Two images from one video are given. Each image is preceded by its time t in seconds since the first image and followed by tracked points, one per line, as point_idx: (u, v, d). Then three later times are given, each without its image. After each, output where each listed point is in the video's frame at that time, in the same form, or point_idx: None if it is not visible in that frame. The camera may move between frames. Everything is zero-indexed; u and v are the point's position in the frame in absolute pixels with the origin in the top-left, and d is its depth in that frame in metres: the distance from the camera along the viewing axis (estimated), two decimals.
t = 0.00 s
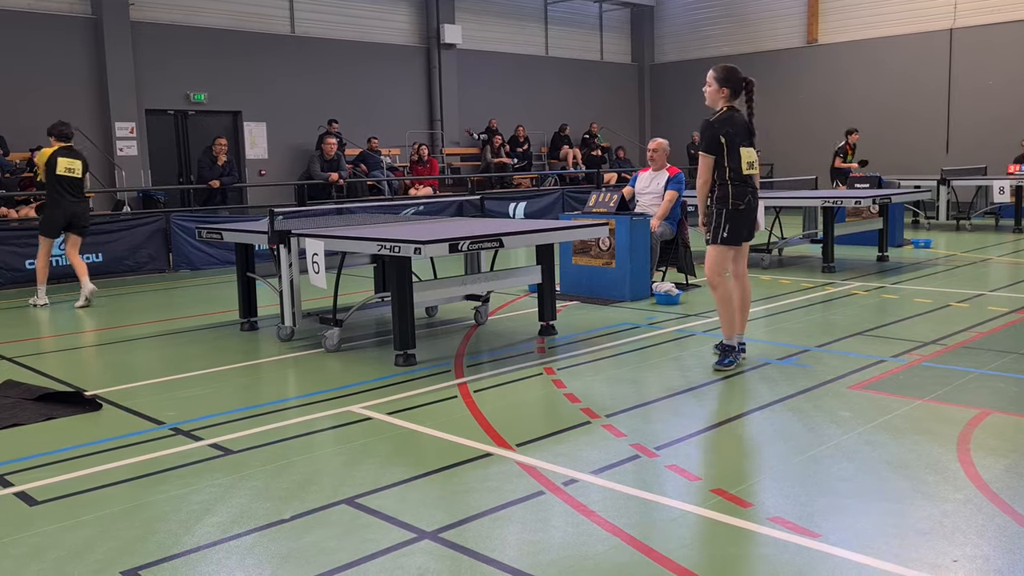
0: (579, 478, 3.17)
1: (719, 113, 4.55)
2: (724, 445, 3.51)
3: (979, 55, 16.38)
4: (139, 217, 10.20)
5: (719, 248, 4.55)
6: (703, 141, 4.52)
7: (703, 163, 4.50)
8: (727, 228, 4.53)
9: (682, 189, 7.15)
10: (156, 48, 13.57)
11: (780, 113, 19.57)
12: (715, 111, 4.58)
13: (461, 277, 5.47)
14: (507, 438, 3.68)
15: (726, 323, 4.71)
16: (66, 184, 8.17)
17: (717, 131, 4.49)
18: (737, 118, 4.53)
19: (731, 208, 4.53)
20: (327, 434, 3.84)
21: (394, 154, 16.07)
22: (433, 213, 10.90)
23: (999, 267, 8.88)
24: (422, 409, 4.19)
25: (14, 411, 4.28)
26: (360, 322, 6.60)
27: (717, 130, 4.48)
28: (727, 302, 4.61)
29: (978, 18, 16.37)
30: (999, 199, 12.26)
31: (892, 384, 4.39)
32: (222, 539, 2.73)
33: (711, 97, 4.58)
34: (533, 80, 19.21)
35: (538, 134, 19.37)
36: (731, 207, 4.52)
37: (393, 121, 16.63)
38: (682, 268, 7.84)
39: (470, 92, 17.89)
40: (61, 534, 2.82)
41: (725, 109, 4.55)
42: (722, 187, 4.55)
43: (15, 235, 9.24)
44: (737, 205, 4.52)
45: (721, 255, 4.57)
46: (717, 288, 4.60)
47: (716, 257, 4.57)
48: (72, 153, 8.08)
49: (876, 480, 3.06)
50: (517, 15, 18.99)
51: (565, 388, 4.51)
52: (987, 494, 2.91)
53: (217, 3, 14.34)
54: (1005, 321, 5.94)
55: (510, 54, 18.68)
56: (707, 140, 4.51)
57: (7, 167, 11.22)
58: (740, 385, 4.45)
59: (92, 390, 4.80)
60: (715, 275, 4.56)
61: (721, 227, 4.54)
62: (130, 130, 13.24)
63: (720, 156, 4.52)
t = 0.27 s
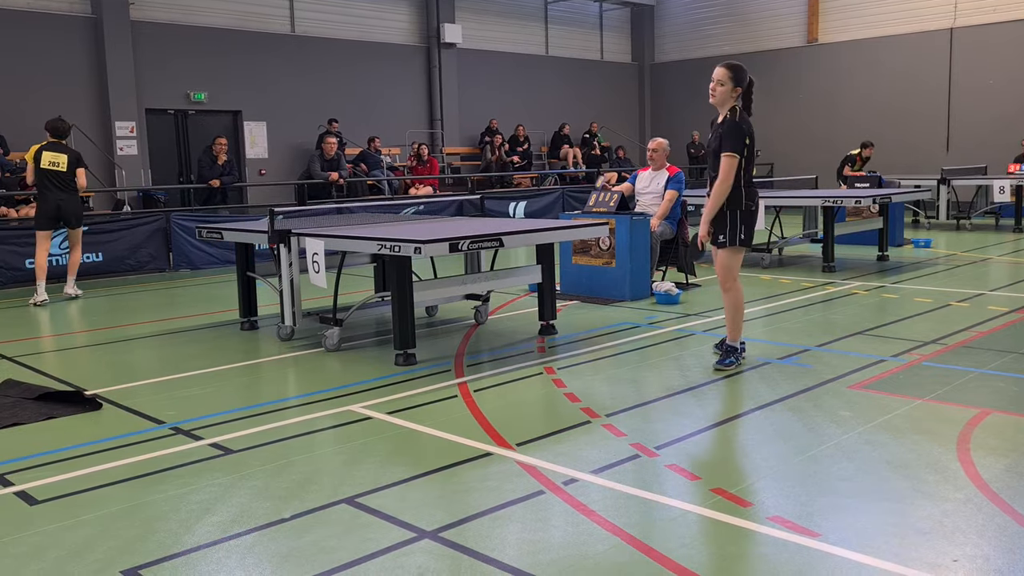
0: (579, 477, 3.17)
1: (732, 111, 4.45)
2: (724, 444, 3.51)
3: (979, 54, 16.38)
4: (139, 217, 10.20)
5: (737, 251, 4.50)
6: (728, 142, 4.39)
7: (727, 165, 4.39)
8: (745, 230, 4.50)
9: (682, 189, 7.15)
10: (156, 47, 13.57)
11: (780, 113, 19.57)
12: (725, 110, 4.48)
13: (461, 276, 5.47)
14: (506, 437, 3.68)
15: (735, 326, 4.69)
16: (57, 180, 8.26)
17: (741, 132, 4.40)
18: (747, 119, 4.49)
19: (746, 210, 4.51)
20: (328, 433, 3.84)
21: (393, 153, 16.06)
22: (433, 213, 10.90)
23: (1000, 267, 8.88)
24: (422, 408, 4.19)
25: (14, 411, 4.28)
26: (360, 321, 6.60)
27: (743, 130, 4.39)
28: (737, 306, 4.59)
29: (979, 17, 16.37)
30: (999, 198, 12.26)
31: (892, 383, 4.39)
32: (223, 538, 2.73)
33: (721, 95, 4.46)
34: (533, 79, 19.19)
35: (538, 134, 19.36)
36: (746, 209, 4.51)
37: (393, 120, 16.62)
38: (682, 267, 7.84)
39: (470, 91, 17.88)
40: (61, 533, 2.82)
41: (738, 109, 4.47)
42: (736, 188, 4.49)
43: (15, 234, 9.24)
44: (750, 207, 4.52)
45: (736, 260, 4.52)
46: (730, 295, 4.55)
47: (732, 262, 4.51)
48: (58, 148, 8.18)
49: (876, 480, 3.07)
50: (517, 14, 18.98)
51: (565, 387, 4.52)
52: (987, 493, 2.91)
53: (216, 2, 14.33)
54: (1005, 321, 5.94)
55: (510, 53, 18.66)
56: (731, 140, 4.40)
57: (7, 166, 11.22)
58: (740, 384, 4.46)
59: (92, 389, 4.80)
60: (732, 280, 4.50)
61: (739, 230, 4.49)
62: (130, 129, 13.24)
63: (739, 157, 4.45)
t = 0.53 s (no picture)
0: (579, 476, 3.17)
1: (744, 111, 4.33)
2: (724, 444, 3.51)
3: (979, 54, 16.39)
4: (139, 217, 10.20)
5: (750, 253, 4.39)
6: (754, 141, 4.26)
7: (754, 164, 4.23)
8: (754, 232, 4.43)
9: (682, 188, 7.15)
10: (156, 47, 13.57)
11: (780, 112, 19.57)
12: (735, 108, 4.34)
13: (461, 275, 5.47)
14: (507, 436, 3.69)
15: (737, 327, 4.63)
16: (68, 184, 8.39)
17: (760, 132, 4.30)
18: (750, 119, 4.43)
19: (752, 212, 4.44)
20: (328, 433, 3.84)
21: (394, 153, 16.06)
22: (433, 212, 10.90)
23: (1000, 266, 8.88)
24: (422, 408, 4.19)
25: (15, 410, 4.28)
26: (360, 321, 6.60)
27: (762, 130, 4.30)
28: (741, 309, 4.51)
29: (978, 17, 16.38)
30: (999, 198, 12.27)
31: (892, 382, 4.40)
32: (223, 538, 2.74)
33: (734, 92, 4.30)
34: (533, 78, 19.19)
35: (538, 133, 19.36)
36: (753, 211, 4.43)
37: (393, 120, 16.62)
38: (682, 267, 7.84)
39: (470, 91, 17.88)
40: (61, 532, 2.82)
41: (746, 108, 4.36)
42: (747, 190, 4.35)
43: (14, 234, 9.23)
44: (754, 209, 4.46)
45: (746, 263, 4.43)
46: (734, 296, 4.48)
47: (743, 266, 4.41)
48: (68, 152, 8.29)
49: (877, 479, 3.07)
50: (517, 14, 18.98)
51: (565, 386, 4.52)
52: (987, 492, 2.91)
53: (216, 2, 14.33)
54: (1005, 320, 5.95)
55: (510, 52, 18.66)
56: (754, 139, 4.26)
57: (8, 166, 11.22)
58: (740, 383, 4.46)
59: (92, 388, 4.80)
60: (739, 283, 4.40)
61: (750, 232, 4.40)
62: (130, 129, 13.23)
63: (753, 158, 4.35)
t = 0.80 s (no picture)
0: (579, 476, 3.18)
1: (743, 113, 4.25)
2: (724, 443, 3.51)
3: (979, 53, 16.38)
4: (139, 216, 10.20)
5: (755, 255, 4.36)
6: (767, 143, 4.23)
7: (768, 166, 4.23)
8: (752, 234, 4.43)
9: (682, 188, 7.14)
10: (156, 46, 13.57)
11: (780, 112, 19.57)
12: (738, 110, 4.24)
13: (461, 275, 5.47)
14: (507, 436, 3.69)
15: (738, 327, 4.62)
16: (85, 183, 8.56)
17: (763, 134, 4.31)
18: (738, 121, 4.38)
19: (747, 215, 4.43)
20: (328, 432, 3.84)
21: (394, 152, 16.06)
22: (433, 212, 10.90)
23: (1000, 266, 8.88)
24: (423, 407, 4.20)
25: (15, 410, 4.29)
26: (360, 320, 6.61)
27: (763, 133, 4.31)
28: (743, 308, 4.50)
29: (979, 17, 16.38)
30: (999, 198, 12.27)
31: (892, 382, 4.40)
32: (223, 537, 2.74)
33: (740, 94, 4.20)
34: (532, 78, 19.18)
35: (538, 133, 19.35)
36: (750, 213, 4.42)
37: (393, 119, 16.62)
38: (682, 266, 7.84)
39: (470, 90, 17.87)
40: (61, 532, 2.82)
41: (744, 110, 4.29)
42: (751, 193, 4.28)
43: (15, 233, 9.23)
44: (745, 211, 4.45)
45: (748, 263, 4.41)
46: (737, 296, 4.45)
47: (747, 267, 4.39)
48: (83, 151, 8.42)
49: (877, 479, 3.07)
50: (517, 13, 18.97)
51: (566, 386, 4.52)
52: (987, 492, 2.91)
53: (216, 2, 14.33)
54: (1006, 320, 5.95)
55: (510, 52, 18.64)
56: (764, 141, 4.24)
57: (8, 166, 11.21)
58: (739, 383, 4.47)
59: (92, 388, 4.81)
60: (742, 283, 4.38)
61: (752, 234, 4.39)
62: (131, 129, 13.24)
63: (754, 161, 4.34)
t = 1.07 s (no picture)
0: (579, 475, 3.18)
1: (732, 118, 4.06)
2: (725, 443, 3.51)
3: (979, 53, 16.39)
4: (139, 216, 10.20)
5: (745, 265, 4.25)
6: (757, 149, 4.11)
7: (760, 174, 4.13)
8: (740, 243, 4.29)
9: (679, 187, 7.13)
10: (156, 46, 13.57)
11: (780, 111, 19.58)
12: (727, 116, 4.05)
13: (461, 275, 5.47)
14: (507, 435, 3.69)
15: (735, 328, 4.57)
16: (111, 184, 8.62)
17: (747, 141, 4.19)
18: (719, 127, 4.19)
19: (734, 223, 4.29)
20: (328, 432, 3.84)
21: (393, 152, 16.06)
22: (433, 212, 10.90)
23: (1000, 265, 8.88)
24: (423, 407, 4.20)
25: (15, 409, 4.29)
26: (360, 320, 6.61)
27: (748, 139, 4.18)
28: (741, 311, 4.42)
29: (978, 17, 16.39)
30: (999, 197, 12.28)
31: (892, 381, 4.41)
32: (224, 537, 2.74)
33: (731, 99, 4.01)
34: (532, 77, 19.18)
35: (538, 132, 19.35)
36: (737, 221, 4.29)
37: (393, 119, 16.62)
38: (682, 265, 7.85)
39: (470, 90, 17.87)
40: (62, 532, 2.82)
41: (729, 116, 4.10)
42: (745, 199, 4.14)
43: (14, 233, 9.23)
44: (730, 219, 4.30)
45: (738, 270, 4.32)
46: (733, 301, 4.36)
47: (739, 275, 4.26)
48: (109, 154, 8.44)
49: (877, 479, 3.07)
50: (516, 13, 18.97)
51: (566, 385, 4.53)
52: (987, 492, 2.91)
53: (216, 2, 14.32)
54: (1005, 319, 5.95)
55: (509, 51, 18.64)
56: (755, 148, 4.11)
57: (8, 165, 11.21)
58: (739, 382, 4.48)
59: (92, 388, 4.81)
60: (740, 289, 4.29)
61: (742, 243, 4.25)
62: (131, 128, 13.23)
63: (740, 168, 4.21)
